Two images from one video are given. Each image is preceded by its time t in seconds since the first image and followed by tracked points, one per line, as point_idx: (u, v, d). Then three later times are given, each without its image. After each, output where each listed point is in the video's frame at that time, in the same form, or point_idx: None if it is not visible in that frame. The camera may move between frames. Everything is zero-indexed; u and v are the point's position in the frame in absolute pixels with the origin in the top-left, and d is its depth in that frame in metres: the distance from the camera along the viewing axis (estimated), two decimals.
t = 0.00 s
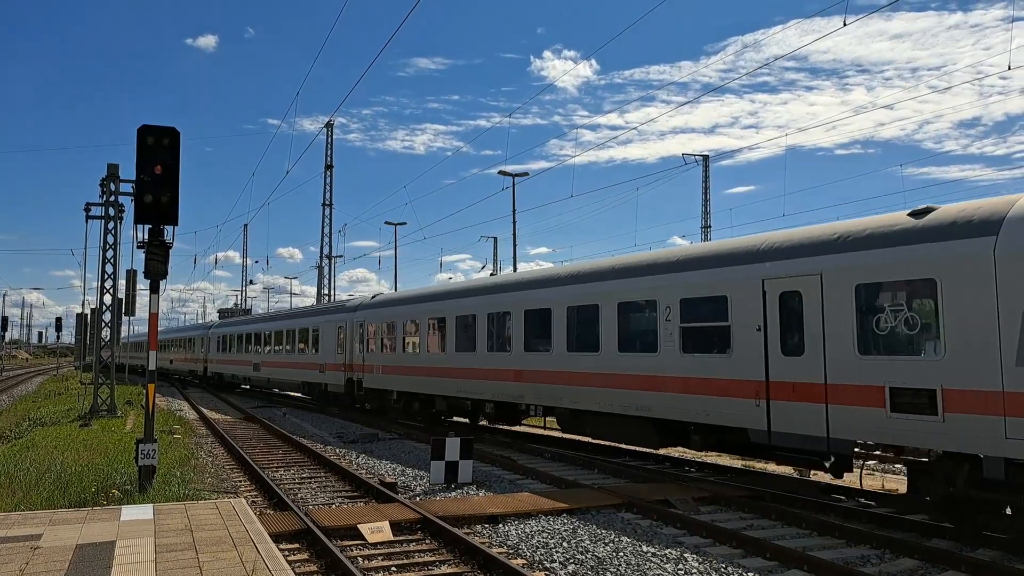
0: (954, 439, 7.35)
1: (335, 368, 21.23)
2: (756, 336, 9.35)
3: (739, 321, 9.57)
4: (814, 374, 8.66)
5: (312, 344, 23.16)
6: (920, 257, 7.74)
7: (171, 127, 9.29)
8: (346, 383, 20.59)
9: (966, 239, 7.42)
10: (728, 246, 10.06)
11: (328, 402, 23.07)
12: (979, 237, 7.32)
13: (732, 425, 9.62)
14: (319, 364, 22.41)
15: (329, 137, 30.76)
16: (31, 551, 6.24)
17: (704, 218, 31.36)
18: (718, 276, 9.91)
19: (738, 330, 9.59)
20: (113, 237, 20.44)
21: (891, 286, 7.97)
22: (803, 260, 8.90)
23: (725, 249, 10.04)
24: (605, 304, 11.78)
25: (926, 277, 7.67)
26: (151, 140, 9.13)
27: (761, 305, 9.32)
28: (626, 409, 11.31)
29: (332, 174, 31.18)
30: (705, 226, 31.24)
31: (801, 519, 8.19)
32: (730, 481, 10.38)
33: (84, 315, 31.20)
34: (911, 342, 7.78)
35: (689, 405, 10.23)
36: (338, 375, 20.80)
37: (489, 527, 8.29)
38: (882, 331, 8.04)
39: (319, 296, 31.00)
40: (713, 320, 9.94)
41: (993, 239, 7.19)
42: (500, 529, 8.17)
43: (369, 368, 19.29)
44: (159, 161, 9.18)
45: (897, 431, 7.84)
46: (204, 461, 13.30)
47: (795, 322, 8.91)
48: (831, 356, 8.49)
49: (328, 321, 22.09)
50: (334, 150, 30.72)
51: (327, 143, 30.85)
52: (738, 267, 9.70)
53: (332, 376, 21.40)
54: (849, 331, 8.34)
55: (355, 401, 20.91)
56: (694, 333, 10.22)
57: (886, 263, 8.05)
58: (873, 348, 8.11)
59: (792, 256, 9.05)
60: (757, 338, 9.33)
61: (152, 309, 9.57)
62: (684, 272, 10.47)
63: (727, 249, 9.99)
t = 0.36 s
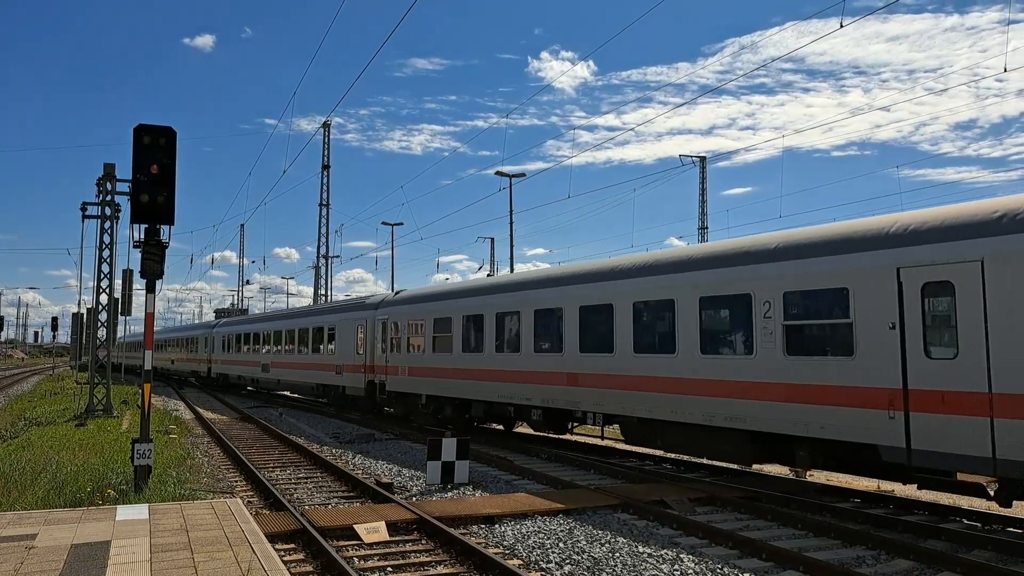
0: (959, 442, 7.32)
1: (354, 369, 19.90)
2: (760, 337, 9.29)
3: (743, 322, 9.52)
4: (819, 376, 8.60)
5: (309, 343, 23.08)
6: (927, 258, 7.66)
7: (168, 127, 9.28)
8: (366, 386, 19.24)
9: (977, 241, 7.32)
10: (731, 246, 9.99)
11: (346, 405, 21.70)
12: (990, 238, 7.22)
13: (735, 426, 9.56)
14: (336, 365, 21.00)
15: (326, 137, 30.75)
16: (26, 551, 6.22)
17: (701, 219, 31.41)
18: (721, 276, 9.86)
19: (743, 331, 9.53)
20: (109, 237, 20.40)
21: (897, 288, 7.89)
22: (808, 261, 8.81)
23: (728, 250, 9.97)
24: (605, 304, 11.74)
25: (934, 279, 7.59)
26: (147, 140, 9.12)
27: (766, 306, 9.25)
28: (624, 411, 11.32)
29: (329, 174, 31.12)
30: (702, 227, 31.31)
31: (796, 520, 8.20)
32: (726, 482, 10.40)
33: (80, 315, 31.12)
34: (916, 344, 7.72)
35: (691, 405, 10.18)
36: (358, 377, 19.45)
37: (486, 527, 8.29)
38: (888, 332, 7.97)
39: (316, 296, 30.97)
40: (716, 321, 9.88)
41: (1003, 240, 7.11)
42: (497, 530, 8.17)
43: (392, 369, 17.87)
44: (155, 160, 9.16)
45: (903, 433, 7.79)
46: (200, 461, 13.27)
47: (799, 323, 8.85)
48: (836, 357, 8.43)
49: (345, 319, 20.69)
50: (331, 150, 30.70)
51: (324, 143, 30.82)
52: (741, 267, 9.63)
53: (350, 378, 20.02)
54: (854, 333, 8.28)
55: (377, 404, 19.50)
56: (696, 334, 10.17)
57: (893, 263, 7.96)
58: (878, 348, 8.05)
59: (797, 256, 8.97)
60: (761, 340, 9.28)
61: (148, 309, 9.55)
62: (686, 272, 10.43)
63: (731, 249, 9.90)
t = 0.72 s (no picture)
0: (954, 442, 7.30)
1: (375, 371, 18.58)
2: (759, 336, 9.27)
3: (741, 322, 9.50)
4: (816, 375, 8.58)
5: (308, 342, 22.97)
6: (926, 258, 7.65)
7: (165, 125, 9.27)
8: (390, 389, 17.95)
9: (973, 242, 7.32)
10: (731, 246, 9.97)
11: (366, 408, 20.27)
12: (991, 238, 7.20)
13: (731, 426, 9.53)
14: (356, 365, 19.62)
15: (324, 137, 30.74)
16: (21, 550, 6.21)
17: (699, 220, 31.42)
18: (720, 276, 9.85)
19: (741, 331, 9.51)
20: (106, 235, 20.36)
21: (896, 288, 7.88)
22: (808, 261, 8.80)
23: (727, 250, 9.96)
24: (604, 304, 11.72)
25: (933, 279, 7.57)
26: (144, 138, 9.11)
27: (764, 306, 9.24)
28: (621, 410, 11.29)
29: (326, 174, 31.05)
30: (700, 228, 31.34)
31: (792, 520, 8.22)
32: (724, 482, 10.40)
33: (77, 313, 31.01)
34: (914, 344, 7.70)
35: (687, 405, 10.17)
36: (380, 378, 18.13)
37: (482, 527, 8.29)
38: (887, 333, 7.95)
39: (313, 295, 30.94)
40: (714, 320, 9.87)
41: (1003, 241, 7.09)
42: (493, 529, 8.17)
43: (419, 371, 16.57)
44: (152, 159, 9.15)
45: (899, 432, 7.78)
46: (196, 460, 13.24)
47: (798, 323, 8.83)
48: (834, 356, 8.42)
49: (365, 316, 19.38)
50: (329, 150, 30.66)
51: (321, 143, 30.82)
52: (739, 267, 9.62)
53: (372, 380, 18.71)
54: (853, 333, 8.27)
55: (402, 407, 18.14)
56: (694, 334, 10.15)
57: (893, 262, 7.94)
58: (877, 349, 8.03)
59: (797, 257, 8.95)
60: (759, 339, 9.26)
61: (145, 308, 9.54)
62: (684, 272, 10.41)
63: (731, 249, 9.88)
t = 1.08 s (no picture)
0: (950, 441, 7.31)
1: (401, 372, 17.24)
2: (755, 335, 9.28)
3: (739, 321, 9.50)
4: (814, 374, 8.58)
5: (304, 341, 22.88)
6: (924, 259, 7.65)
7: (160, 124, 9.24)
8: (419, 390, 16.63)
9: (967, 242, 7.34)
10: (729, 245, 9.96)
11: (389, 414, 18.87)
12: (989, 238, 7.18)
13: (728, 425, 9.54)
14: (380, 366, 18.22)
15: (320, 135, 30.70)
16: (15, 549, 6.19)
17: (696, 220, 31.39)
18: (718, 276, 9.84)
19: (738, 331, 9.51)
20: (101, 234, 20.29)
21: (892, 288, 7.89)
22: (804, 261, 8.80)
23: (725, 249, 9.94)
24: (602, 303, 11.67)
25: (931, 279, 7.57)
26: (139, 137, 9.08)
27: (762, 306, 9.24)
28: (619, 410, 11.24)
29: (322, 173, 30.95)
30: (696, 227, 31.32)
31: (787, 519, 8.24)
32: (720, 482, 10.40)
33: (73, 312, 30.85)
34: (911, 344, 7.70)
35: (684, 404, 10.16)
36: (407, 379, 16.77)
37: (477, 526, 8.29)
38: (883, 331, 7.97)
39: (309, 295, 30.88)
40: (711, 320, 9.86)
41: (1002, 241, 7.08)
42: (488, 528, 8.17)
43: (453, 372, 15.17)
44: (147, 157, 9.13)
45: (895, 431, 7.79)
46: (191, 459, 13.21)
47: (794, 323, 8.84)
48: (831, 356, 8.43)
49: (390, 313, 18.05)
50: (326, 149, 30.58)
51: (317, 142, 30.78)
52: (738, 266, 9.60)
53: (397, 382, 17.38)
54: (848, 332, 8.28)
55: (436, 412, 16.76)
56: (691, 334, 10.16)
57: (890, 262, 7.95)
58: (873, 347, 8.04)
59: (794, 257, 8.96)
60: (756, 339, 9.27)
61: (139, 307, 9.51)
62: (682, 272, 10.39)
63: (729, 248, 9.87)
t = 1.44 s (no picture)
0: (944, 439, 7.34)
1: (427, 373, 15.93)
2: (751, 335, 9.27)
3: (734, 321, 9.49)
4: (809, 374, 8.58)
5: (297, 340, 22.83)
6: (919, 258, 7.66)
7: (152, 121, 9.20)
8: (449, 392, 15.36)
9: (960, 241, 7.37)
10: (725, 244, 9.95)
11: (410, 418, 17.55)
12: (984, 238, 7.20)
13: (725, 425, 9.53)
14: (403, 367, 16.86)
15: (314, 134, 30.65)
16: (5, 548, 6.16)
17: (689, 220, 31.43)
18: (713, 275, 9.83)
19: (734, 330, 9.50)
20: (92, 232, 20.20)
21: (887, 287, 7.90)
22: (799, 260, 8.82)
23: (721, 248, 9.93)
24: (597, 302, 11.64)
25: (925, 278, 7.59)
26: (131, 135, 9.03)
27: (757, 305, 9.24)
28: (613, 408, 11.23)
29: (315, 172, 30.84)
30: (690, 226, 31.35)
31: (779, 518, 8.27)
32: (713, 481, 10.42)
33: (64, 310, 30.63)
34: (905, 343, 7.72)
35: (680, 403, 10.16)
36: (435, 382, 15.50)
37: (470, 526, 8.29)
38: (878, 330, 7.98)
39: (301, 293, 30.79)
40: (707, 319, 9.86)
41: (994, 241, 7.11)
42: (481, 528, 8.17)
43: (488, 373, 13.98)
44: (139, 156, 9.09)
45: (890, 430, 7.80)
46: (183, 459, 13.16)
47: (790, 322, 8.84)
48: (827, 356, 8.43)
49: (413, 309, 16.74)
50: (318, 148, 30.51)
51: (310, 140, 30.71)
52: (734, 265, 9.60)
53: (423, 383, 16.07)
54: (843, 332, 8.28)
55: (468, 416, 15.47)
56: (686, 333, 10.15)
57: (885, 261, 7.96)
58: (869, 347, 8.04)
59: (790, 255, 8.95)
60: (752, 338, 9.27)
61: (131, 305, 9.47)
62: (678, 271, 10.39)
63: (725, 247, 9.87)
